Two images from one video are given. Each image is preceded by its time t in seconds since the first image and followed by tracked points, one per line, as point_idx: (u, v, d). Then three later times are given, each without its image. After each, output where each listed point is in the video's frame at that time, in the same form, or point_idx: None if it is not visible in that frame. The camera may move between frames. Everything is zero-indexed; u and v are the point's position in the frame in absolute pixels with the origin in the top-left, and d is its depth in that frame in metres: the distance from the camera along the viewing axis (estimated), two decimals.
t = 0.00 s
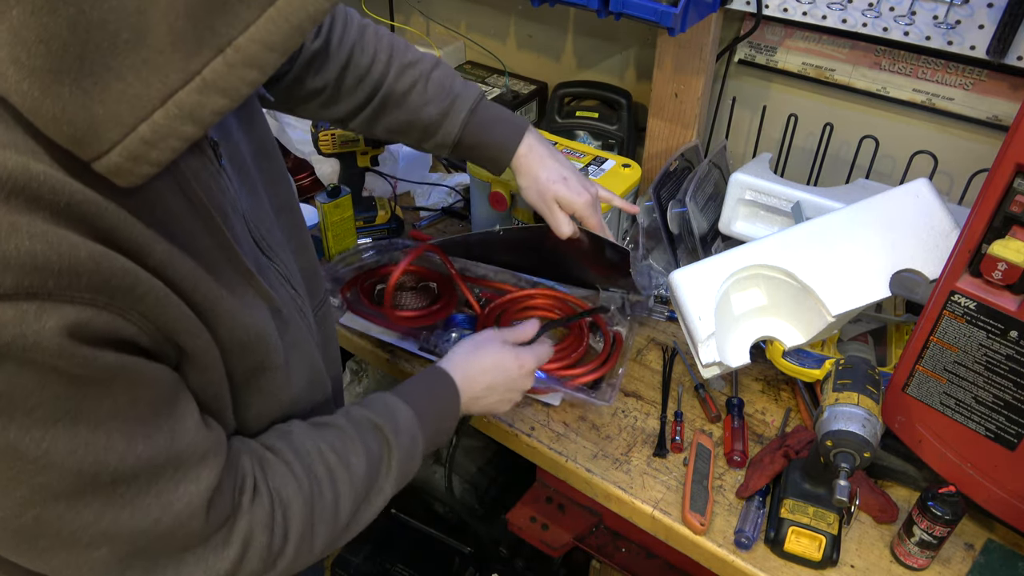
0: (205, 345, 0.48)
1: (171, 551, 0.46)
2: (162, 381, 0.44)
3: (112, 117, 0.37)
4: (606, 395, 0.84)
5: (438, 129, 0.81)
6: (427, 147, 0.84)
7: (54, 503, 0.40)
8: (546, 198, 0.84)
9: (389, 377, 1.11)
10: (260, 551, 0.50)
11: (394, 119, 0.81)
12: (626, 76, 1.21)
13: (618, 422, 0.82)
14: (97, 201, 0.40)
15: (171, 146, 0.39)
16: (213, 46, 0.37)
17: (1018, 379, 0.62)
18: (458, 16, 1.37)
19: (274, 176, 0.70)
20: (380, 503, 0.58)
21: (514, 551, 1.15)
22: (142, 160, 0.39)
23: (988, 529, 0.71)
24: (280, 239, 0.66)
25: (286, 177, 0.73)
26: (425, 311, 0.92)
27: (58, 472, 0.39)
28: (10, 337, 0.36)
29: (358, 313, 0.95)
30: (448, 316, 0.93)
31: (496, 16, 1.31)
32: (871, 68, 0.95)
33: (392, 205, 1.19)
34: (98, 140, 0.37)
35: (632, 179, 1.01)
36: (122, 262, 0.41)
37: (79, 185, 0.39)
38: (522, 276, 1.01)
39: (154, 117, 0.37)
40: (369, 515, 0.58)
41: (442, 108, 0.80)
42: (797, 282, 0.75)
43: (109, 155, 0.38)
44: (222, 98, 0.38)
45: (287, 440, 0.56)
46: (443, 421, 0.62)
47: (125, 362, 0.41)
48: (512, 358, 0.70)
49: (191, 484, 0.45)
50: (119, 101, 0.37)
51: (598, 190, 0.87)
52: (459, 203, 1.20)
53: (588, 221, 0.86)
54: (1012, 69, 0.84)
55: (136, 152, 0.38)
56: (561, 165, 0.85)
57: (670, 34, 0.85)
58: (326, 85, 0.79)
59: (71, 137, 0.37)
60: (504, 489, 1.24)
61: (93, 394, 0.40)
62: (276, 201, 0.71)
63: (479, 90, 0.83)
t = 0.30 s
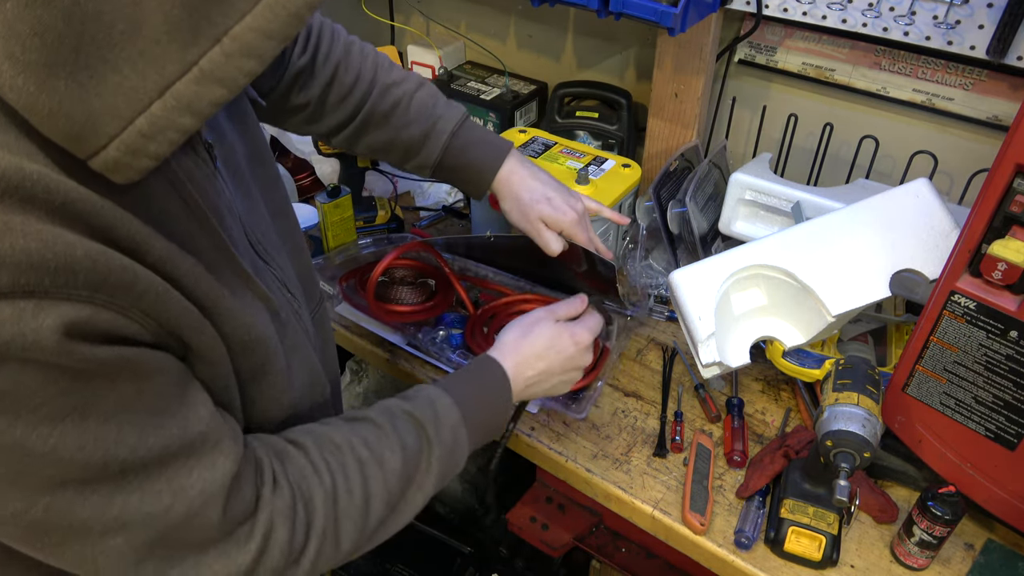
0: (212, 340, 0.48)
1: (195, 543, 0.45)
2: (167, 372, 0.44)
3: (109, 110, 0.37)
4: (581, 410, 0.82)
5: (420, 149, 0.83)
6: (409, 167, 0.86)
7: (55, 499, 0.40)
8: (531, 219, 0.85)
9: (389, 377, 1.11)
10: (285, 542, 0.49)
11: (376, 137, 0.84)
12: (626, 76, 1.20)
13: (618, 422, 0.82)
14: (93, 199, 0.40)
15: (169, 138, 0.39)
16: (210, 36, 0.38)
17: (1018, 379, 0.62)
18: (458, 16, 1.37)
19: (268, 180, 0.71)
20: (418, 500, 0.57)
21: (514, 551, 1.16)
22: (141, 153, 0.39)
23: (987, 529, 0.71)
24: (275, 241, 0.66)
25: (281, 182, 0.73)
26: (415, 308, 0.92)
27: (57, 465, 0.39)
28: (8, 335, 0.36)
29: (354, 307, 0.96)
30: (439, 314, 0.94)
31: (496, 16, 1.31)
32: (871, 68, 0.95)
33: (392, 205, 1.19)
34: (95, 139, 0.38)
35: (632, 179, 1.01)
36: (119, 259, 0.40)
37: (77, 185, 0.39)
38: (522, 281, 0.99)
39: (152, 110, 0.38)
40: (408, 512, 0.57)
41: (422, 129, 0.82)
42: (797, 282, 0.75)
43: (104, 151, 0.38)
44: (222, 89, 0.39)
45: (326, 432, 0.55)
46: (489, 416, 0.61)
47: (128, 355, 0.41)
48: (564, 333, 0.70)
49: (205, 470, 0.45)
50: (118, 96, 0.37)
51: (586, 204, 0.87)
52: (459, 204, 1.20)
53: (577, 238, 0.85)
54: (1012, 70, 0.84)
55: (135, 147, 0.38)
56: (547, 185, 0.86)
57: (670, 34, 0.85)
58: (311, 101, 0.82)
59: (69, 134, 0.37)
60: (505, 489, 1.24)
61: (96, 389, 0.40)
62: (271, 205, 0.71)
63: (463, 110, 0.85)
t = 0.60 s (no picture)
0: (227, 309, 0.48)
1: (227, 512, 0.45)
2: (185, 337, 0.43)
3: (123, 66, 0.37)
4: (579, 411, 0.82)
5: (412, 157, 0.84)
6: (402, 175, 0.87)
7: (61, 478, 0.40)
8: (529, 215, 0.84)
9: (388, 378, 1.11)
10: (314, 510, 0.48)
11: (368, 145, 0.85)
12: (626, 76, 1.20)
13: (618, 422, 0.82)
14: (105, 167, 0.39)
15: (183, 92, 0.39)
16: None
17: (1018, 379, 0.62)
18: (458, 16, 1.37)
19: (263, 178, 0.71)
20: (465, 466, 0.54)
21: (514, 551, 1.16)
22: (155, 108, 0.39)
23: (987, 529, 0.71)
24: (271, 237, 0.66)
25: (274, 181, 0.73)
26: (415, 308, 0.92)
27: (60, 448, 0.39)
28: (28, 295, 0.35)
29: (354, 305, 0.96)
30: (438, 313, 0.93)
31: (496, 16, 1.31)
32: (871, 68, 0.95)
33: (392, 205, 1.19)
34: (110, 95, 0.37)
35: (632, 179, 1.01)
36: (135, 224, 0.40)
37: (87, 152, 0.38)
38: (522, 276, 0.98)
39: (165, 62, 0.37)
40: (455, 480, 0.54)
41: (416, 135, 0.83)
42: (797, 282, 0.75)
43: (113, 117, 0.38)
44: (232, 38, 0.38)
45: (361, 399, 0.53)
46: (536, 373, 0.56)
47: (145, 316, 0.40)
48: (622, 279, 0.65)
49: (236, 436, 0.44)
50: (131, 49, 0.37)
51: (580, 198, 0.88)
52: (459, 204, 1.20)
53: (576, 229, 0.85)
54: (1012, 70, 0.84)
55: (150, 101, 0.38)
56: (541, 181, 0.87)
57: (670, 33, 0.85)
58: (301, 109, 0.82)
59: (81, 96, 0.37)
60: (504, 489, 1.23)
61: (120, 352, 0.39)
62: (266, 203, 0.71)
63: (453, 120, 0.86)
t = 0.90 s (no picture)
0: (227, 301, 0.48)
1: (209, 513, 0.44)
2: (186, 329, 0.43)
3: (145, 19, 0.39)
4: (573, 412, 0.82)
5: (416, 160, 0.84)
6: (405, 178, 0.87)
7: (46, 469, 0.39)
8: (531, 216, 0.84)
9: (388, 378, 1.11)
10: (275, 512, 0.47)
11: (372, 149, 0.85)
12: (626, 76, 1.21)
13: (618, 422, 0.82)
14: (113, 143, 0.40)
15: (203, 43, 0.40)
16: None
17: (1018, 379, 0.62)
18: (458, 16, 1.37)
19: (269, 174, 0.71)
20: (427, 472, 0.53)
21: (514, 551, 1.15)
22: (176, 62, 0.40)
23: (987, 529, 0.71)
24: (277, 232, 0.66)
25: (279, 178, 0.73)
26: (416, 305, 0.92)
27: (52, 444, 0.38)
28: (37, 264, 0.35)
29: (356, 304, 0.97)
30: (439, 313, 0.94)
31: (496, 16, 1.31)
32: (871, 68, 0.95)
33: (392, 206, 1.19)
34: (129, 53, 0.39)
35: (632, 179, 1.01)
36: (143, 205, 0.40)
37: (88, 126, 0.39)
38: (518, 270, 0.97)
39: (184, 14, 0.39)
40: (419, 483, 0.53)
41: (419, 139, 0.83)
42: (797, 282, 0.75)
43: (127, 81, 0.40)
44: None
45: (325, 401, 0.53)
46: (502, 377, 0.54)
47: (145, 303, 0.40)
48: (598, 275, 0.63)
49: (219, 438, 0.44)
50: (152, 3, 0.39)
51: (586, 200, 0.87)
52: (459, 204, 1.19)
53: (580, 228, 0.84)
54: (1012, 69, 0.84)
55: (170, 54, 0.40)
56: (544, 184, 0.86)
57: (670, 34, 0.85)
58: (305, 113, 0.82)
59: (102, 50, 0.38)
60: (504, 490, 1.23)
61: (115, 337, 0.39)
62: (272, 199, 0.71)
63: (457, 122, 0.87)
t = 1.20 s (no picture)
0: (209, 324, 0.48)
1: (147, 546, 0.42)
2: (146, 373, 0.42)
3: None
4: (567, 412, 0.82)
5: (417, 158, 0.84)
6: (405, 178, 0.87)
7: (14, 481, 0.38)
8: (533, 214, 0.84)
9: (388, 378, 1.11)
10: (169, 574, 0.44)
11: (372, 148, 0.85)
12: (626, 76, 1.21)
13: (618, 422, 0.82)
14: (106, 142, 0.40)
15: (217, 20, 0.40)
16: None
17: (1018, 379, 0.62)
18: (458, 16, 1.37)
19: (272, 171, 0.70)
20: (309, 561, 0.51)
21: (514, 551, 1.16)
22: (190, 39, 0.40)
23: (987, 529, 0.71)
24: (281, 227, 0.66)
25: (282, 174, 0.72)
26: (416, 305, 0.93)
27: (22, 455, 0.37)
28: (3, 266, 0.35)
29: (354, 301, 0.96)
30: (438, 313, 0.94)
31: (496, 16, 1.31)
32: (871, 68, 0.95)
33: (392, 205, 1.19)
34: (130, 45, 0.39)
35: (632, 179, 1.00)
36: (133, 216, 0.41)
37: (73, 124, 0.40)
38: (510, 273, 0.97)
39: None
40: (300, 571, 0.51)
41: (420, 137, 0.83)
42: (796, 282, 0.75)
43: (138, 62, 0.40)
44: None
45: (221, 473, 0.50)
46: (402, 470, 0.55)
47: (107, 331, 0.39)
48: (490, 371, 0.61)
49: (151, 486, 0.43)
50: None
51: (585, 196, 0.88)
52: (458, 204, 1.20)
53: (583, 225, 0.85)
54: (1011, 70, 0.84)
55: (185, 29, 0.40)
56: (547, 180, 0.87)
57: (670, 34, 0.85)
58: (306, 113, 0.82)
59: (117, 25, 0.39)
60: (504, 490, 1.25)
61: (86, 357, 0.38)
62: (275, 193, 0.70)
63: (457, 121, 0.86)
